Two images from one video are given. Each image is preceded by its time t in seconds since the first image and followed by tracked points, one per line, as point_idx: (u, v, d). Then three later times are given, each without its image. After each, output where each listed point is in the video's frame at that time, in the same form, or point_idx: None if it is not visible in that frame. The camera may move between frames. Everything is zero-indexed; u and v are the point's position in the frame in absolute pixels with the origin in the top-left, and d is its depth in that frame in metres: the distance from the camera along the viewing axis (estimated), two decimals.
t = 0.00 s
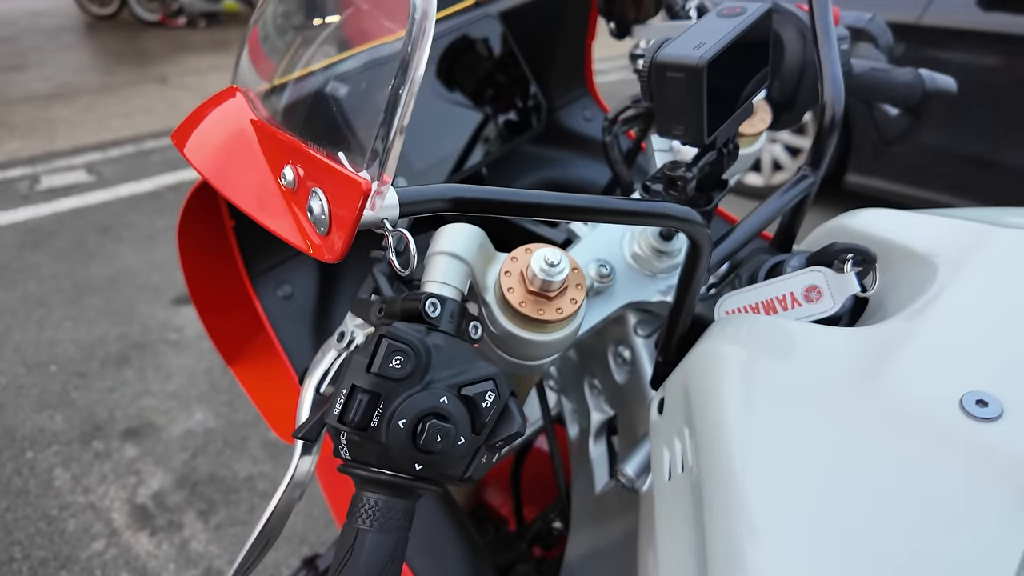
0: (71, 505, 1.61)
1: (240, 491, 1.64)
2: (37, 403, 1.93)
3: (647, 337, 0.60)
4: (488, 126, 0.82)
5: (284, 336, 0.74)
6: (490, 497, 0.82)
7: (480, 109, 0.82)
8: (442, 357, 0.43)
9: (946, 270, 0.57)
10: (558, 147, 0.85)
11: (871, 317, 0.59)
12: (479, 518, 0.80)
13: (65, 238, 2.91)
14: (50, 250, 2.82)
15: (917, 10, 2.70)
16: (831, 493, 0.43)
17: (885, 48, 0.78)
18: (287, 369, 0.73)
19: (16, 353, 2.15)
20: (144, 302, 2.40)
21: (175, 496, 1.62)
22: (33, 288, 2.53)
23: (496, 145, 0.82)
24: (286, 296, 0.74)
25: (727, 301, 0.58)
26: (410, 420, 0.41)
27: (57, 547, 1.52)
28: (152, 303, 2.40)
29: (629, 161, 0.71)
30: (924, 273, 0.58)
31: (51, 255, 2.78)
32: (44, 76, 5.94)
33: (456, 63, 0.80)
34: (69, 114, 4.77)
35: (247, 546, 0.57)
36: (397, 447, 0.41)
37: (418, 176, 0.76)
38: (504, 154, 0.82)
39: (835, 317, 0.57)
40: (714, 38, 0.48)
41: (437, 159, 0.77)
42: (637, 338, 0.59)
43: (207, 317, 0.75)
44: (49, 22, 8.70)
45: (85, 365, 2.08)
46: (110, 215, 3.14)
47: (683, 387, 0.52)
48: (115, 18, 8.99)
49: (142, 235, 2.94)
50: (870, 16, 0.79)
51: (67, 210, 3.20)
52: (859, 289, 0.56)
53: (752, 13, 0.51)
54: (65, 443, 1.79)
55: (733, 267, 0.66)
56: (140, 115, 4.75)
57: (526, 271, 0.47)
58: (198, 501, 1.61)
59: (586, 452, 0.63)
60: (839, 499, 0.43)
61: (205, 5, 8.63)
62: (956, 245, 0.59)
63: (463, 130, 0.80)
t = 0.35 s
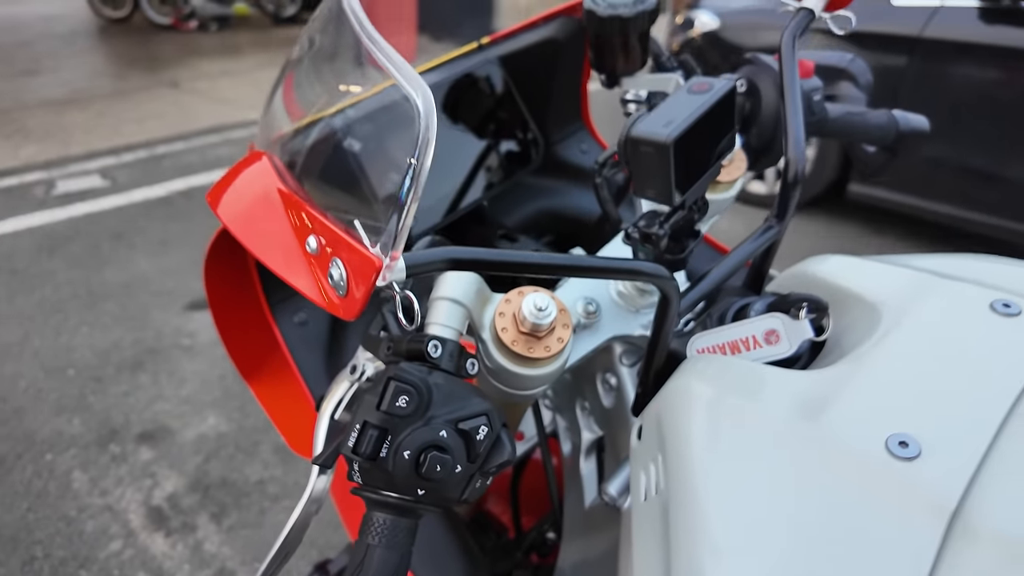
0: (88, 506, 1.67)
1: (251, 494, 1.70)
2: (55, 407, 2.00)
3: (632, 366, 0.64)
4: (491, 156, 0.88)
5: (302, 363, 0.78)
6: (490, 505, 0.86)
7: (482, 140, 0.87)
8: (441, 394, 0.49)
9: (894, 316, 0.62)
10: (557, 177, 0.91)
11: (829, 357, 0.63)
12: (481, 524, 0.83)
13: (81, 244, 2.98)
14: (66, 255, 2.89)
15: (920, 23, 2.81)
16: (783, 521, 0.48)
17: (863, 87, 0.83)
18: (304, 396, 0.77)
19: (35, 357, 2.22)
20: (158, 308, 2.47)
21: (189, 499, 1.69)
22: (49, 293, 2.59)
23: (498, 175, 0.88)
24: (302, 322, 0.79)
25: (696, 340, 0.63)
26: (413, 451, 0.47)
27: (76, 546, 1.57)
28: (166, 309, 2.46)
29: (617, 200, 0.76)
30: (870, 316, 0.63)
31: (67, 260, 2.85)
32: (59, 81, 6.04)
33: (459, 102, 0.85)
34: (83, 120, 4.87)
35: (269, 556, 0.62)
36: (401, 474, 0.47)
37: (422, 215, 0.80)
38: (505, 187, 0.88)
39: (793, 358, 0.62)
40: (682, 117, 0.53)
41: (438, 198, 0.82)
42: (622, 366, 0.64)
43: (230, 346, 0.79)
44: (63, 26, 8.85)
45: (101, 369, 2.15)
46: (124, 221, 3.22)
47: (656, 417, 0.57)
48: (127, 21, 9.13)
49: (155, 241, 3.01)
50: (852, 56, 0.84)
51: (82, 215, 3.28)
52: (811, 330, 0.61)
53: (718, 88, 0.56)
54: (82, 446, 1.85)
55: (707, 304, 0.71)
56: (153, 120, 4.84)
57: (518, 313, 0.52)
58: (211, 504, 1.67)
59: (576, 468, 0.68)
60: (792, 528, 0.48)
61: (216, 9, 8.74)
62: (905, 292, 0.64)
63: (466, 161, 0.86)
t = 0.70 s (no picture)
0: (114, 506, 1.76)
1: (269, 494, 1.78)
2: (80, 410, 2.09)
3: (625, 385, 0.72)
4: (500, 187, 0.98)
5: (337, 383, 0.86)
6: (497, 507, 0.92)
7: (491, 174, 0.97)
8: (466, 414, 0.58)
9: (849, 350, 0.70)
10: (563, 211, 0.99)
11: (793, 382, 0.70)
12: (489, 525, 0.90)
13: (98, 250, 3.08)
14: (85, 262, 2.98)
15: (915, 39, 2.84)
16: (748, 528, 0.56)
17: (840, 130, 0.89)
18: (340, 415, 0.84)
19: (59, 361, 2.31)
20: (174, 314, 2.56)
21: (209, 499, 1.77)
22: (70, 299, 2.69)
23: (506, 205, 0.98)
24: (334, 344, 0.88)
25: (675, 373, 0.70)
26: (443, 465, 0.56)
27: (103, 544, 1.66)
28: (182, 316, 2.55)
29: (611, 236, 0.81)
30: (823, 351, 0.72)
31: (85, 266, 2.94)
32: (72, 86, 6.16)
33: (473, 141, 0.93)
34: (97, 126, 4.98)
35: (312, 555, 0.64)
36: (433, 482, 0.55)
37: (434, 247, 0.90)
38: (517, 219, 0.97)
39: (760, 387, 0.70)
40: (665, 189, 0.59)
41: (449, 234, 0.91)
42: (619, 388, 0.72)
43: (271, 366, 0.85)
44: (75, 31, 9.00)
45: (122, 374, 2.24)
46: (140, 228, 3.31)
47: (644, 436, 0.65)
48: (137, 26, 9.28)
49: (171, 248, 3.10)
50: (830, 102, 0.89)
51: (99, 222, 3.38)
52: (773, 361, 0.71)
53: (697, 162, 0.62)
54: (107, 448, 1.94)
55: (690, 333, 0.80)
56: (165, 127, 4.95)
57: (527, 345, 0.61)
58: (230, 504, 1.76)
59: (577, 475, 0.77)
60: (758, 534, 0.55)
61: (224, 14, 8.87)
62: (858, 329, 0.73)
63: (477, 192, 0.95)
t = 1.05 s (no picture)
0: (156, 486, 1.87)
1: (301, 475, 1.90)
2: (117, 398, 2.20)
3: (650, 343, 0.84)
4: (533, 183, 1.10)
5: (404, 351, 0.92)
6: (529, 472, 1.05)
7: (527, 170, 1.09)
8: (534, 353, 0.64)
9: (840, 305, 0.81)
10: (588, 203, 1.12)
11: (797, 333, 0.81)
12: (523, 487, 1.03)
13: (125, 251, 3.20)
14: (113, 261, 3.10)
15: (907, 49, 2.99)
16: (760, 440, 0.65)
17: (835, 131, 1.01)
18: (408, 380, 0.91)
19: (94, 353, 2.42)
20: (202, 310, 2.69)
21: (245, 480, 1.89)
22: (101, 296, 2.80)
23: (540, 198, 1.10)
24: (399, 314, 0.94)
25: (701, 327, 0.81)
26: (518, 391, 0.61)
27: (148, 520, 1.76)
28: (209, 312, 2.68)
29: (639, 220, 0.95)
30: (821, 311, 0.82)
31: (113, 265, 3.06)
32: (88, 93, 6.30)
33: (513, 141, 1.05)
34: (115, 132, 5.11)
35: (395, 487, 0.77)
36: (510, 409, 0.62)
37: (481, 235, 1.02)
38: (548, 210, 1.10)
39: (772, 335, 0.79)
40: (693, 172, 0.71)
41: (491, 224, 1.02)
42: (646, 347, 0.83)
43: (339, 336, 0.91)
44: (87, 40, 9.18)
45: (156, 365, 2.36)
46: (164, 229, 3.44)
47: (671, 379, 0.76)
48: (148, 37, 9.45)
49: (194, 248, 3.23)
50: (825, 105, 1.01)
51: (124, 224, 3.50)
52: (780, 315, 0.80)
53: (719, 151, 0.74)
54: (145, 433, 2.05)
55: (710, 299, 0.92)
56: (181, 134, 5.09)
57: (576, 304, 0.69)
58: (265, 484, 1.87)
59: (608, 427, 0.87)
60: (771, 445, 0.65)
61: (234, 24, 9.05)
62: (848, 289, 0.83)
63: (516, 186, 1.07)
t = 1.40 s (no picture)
0: (177, 474, 1.95)
1: (316, 464, 2.00)
2: (136, 392, 2.29)
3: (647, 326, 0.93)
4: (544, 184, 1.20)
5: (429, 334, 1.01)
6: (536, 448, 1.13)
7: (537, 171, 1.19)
8: (551, 326, 0.72)
9: (815, 281, 0.90)
10: (593, 200, 1.22)
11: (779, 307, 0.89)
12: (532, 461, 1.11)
13: (137, 253, 3.29)
14: (125, 263, 3.19)
15: (890, 58, 3.14)
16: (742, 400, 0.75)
17: (815, 134, 1.11)
18: (433, 362, 1.00)
19: (112, 350, 2.52)
20: (214, 309, 2.80)
21: (262, 468, 1.98)
22: (116, 296, 2.90)
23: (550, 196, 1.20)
24: (422, 300, 1.03)
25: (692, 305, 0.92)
26: (537, 357, 0.69)
27: (171, 505, 1.84)
28: (222, 310, 2.80)
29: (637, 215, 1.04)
30: (798, 285, 0.90)
31: (126, 267, 3.16)
32: (91, 100, 6.39)
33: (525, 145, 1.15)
34: (120, 138, 5.21)
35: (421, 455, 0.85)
36: (530, 373, 0.69)
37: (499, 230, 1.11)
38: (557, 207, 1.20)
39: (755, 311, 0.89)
40: (689, 171, 0.81)
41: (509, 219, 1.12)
42: (646, 327, 0.93)
43: (366, 318, 0.99)
44: (88, 47, 9.28)
45: (172, 361, 2.46)
46: (173, 232, 3.54)
47: (668, 350, 0.86)
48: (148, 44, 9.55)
49: (204, 251, 3.34)
50: (805, 111, 1.11)
51: (134, 227, 3.59)
52: (762, 293, 0.92)
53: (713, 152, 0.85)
54: (164, 425, 2.14)
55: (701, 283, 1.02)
56: (185, 140, 5.20)
57: (585, 285, 0.79)
58: (281, 472, 1.96)
59: (612, 403, 0.97)
60: (752, 403, 0.74)
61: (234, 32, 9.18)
62: (821, 268, 0.92)
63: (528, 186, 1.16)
